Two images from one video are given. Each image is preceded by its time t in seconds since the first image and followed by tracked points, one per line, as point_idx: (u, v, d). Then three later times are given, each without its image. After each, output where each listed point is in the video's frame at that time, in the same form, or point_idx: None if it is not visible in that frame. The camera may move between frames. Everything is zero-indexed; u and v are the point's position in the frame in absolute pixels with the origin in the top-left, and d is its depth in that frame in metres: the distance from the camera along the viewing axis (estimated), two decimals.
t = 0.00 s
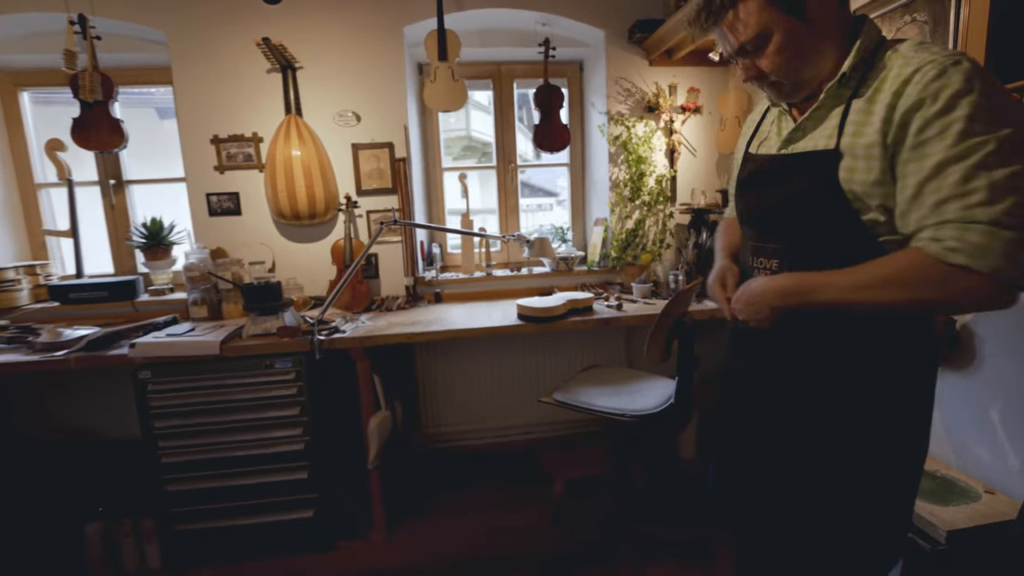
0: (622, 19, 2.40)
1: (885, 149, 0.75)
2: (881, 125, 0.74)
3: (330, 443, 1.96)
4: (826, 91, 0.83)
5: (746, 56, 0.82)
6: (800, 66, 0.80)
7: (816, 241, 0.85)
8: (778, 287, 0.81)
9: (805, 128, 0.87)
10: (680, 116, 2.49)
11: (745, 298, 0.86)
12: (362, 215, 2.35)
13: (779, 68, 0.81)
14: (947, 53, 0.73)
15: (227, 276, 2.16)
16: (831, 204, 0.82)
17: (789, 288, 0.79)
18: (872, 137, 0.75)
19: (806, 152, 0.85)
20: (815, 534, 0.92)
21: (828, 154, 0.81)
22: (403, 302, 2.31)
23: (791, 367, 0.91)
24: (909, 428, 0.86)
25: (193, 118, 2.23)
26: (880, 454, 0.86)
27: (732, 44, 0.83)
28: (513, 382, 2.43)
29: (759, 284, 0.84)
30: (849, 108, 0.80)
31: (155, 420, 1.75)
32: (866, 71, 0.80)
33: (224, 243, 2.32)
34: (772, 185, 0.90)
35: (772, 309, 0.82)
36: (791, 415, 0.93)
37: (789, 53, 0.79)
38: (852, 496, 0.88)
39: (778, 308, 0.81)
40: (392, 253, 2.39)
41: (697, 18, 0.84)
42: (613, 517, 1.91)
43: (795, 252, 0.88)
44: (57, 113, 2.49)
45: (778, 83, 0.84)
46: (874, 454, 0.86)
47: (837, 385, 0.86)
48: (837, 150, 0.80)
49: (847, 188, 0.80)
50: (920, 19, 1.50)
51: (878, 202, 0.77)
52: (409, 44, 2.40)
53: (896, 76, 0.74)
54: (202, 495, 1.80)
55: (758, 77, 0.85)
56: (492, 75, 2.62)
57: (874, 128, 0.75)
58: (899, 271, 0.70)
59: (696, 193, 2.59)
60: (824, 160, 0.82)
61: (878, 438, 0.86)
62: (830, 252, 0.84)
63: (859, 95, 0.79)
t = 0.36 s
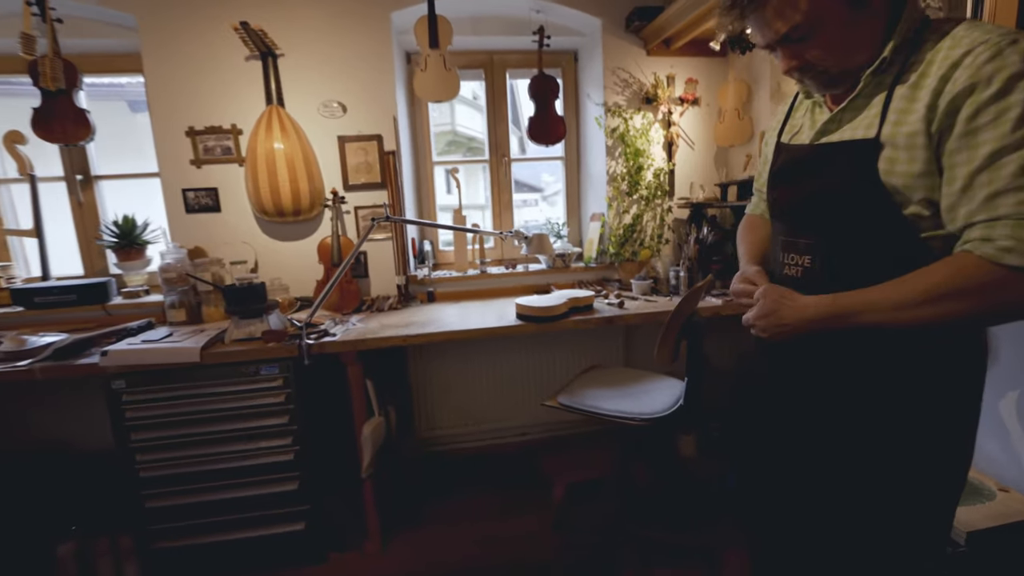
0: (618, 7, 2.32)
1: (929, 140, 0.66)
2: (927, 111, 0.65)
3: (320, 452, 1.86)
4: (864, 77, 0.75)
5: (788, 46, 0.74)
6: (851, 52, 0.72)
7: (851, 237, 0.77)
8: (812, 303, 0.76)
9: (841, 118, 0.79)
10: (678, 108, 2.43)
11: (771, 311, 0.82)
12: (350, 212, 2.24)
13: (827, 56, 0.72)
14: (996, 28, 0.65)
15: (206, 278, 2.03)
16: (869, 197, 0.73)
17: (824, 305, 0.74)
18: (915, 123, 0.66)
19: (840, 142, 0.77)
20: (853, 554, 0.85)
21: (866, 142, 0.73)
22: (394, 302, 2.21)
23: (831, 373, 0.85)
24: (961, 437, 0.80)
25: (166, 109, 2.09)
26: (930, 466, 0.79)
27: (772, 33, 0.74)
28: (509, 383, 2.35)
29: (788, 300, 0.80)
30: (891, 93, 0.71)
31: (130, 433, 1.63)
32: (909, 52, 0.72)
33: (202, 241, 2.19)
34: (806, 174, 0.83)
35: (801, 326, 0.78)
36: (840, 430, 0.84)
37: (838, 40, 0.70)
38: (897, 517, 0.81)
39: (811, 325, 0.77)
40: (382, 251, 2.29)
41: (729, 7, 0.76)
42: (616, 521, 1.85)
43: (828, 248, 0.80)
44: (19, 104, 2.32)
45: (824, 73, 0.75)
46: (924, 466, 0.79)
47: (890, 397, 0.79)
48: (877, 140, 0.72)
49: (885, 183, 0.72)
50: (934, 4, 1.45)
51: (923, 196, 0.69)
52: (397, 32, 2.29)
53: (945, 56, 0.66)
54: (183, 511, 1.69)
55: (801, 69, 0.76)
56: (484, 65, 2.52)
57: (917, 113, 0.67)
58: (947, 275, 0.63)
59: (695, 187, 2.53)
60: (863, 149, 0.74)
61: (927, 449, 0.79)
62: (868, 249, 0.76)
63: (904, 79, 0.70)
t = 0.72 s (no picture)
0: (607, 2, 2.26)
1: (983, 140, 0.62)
2: (981, 108, 0.61)
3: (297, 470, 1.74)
4: (900, 75, 0.70)
5: (819, 43, 0.68)
6: (886, 49, 0.67)
7: (882, 247, 0.71)
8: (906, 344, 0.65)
9: (871, 117, 0.75)
10: (666, 108, 2.38)
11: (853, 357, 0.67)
12: (327, 212, 2.11)
13: (862, 54, 0.67)
14: None
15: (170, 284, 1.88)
16: (901, 200, 0.69)
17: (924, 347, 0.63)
18: (971, 117, 0.62)
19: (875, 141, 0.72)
20: None
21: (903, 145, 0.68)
22: (375, 307, 2.10)
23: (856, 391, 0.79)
24: (993, 459, 0.76)
25: (123, 99, 1.92)
26: (960, 491, 0.75)
27: (805, 28, 0.68)
28: (496, 390, 2.27)
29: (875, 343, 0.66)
30: (932, 92, 0.67)
31: (83, 456, 1.47)
32: (949, 48, 0.67)
33: (165, 243, 2.03)
34: (834, 177, 0.77)
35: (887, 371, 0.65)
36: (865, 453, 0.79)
37: (873, 37, 0.66)
38: (928, 545, 0.76)
39: (900, 370, 0.64)
40: (361, 253, 2.16)
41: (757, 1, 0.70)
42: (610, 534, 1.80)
43: (855, 259, 0.74)
44: None
45: (857, 72, 0.70)
46: (953, 491, 0.75)
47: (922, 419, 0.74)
48: (918, 141, 0.67)
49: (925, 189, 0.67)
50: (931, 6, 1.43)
51: (972, 201, 0.64)
52: (377, 23, 2.17)
53: (995, 49, 0.62)
54: (144, 540, 1.54)
55: (831, 68, 0.71)
56: (468, 59, 2.43)
57: (972, 108, 0.62)
58: None
59: (682, 188, 2.50)
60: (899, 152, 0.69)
61: (962, 473, 0.74)
62: (900, 261, 0.70)
63: (949, 75, 0.66)
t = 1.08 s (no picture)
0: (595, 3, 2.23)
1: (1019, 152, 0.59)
2: (1014, 120, 0.59)
3: (278, 488, 1.65)
4: (933, 73, 0.69)
5: (848, 34, 0.66)
6: (921, 43, 0.65)
7: (912, 257, 0.70)
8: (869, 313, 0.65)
9: (899, 116, 0.75)
10: (655, 110, 2.36)
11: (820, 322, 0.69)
12: (308, 215, 2.03)
13: (892, 47, 0.65)
14: None
15: (140, 292, 1.76)
16: (932, 208, 0.67)
17: (887, 318, 0.63)
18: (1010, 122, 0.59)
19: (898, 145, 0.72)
20: None
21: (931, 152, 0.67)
22: (360, 314, 2.02)
23: (881, 398, 0.77)
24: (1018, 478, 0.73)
25: (89, 97, 1.81)
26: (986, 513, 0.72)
27: (836, 16, 0.66)
28: (486, 398, 2.22)
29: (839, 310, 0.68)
30: (968, 95, 0.65)
31: (42, 480, 1.36)
32: (988, 46, 0.66)
33: (134, 249, 1.92)
34: (862, 180, 0.76)
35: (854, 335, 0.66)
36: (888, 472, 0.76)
37: (908, 32, 0.64)
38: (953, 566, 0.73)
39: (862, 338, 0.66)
40: (344, 258, 2.08)
41: None
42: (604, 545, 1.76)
43: (882, 267, 0.73)
44: None
45: (886, 66, 0.68)
46: (978, 511, 0.72)
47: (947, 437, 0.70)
48: (950, 148, 0.65)
49: (958, 199, 0.65)
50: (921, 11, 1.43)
51: (1003, 214, 0.62)
52: (361, 20, 2.10)
53: None
54: (111, 568, 1.44)
55: (860, 59, 0.69)
56: (454, 59, 2.37)
57: (1012, 115, 0.59)
58: None
59: (671, 191, 2.49)
60: (931, 158, 0.67)
61: (997, 491, 0.71)
62: (931, 271, 0.69)
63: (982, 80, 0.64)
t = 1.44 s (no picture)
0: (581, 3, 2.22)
1: None
2: None
3: (255, 502, 1.57)
4: (944, 73, 0.68)
5: (855, 30, 0.65)
6: (928, 41, 0.64)
7: (921, 256, 0.68)
8: (900, 309, 0.64)
9: (904, 117, 0.74)
10: (640, 111, 2.36)
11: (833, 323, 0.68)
12: (285, 215, 1.94)
13: (900, 44, 0.64)
14: None
15: (103, 297, 1.65)
16: (947, 206, 0.66)
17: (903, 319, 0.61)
18: None
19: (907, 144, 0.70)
20: None
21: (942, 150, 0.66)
22: (340, 318, 1.95)
23: (887, 403, 0.74)
24: None
25: (45, 87, 1.69)
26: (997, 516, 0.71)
27: (845, 11, 0.64)
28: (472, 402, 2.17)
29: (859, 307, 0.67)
30: (980, 96, 0.65)
31: None
32: (999, 43, 0.64)
33: (96, 250, 1.80)
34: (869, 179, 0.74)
35: (879, 333, 0.65)
36: (897, 476, 0.74)
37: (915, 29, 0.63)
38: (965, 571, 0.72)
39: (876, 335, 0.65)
40: (324, 260, 2.01)
41: None
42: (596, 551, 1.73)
43: (890, 267, 0.71)
44: None
45: (891, 63, 0.67)
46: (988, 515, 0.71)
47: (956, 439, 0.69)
48: (964, 148, 0.65)
49: (970, 198, 0.66)
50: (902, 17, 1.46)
51: (1015, 216, 0.63)
52: (341, 14, 2.03)
53: None
54: None
55: (866, 56, 0.67)
56: (437, 56, 2.32)
57: None
58: None
59: (655, 192, 2.49)
60: (943, 156, 0.66)
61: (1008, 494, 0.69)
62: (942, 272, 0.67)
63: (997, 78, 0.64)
